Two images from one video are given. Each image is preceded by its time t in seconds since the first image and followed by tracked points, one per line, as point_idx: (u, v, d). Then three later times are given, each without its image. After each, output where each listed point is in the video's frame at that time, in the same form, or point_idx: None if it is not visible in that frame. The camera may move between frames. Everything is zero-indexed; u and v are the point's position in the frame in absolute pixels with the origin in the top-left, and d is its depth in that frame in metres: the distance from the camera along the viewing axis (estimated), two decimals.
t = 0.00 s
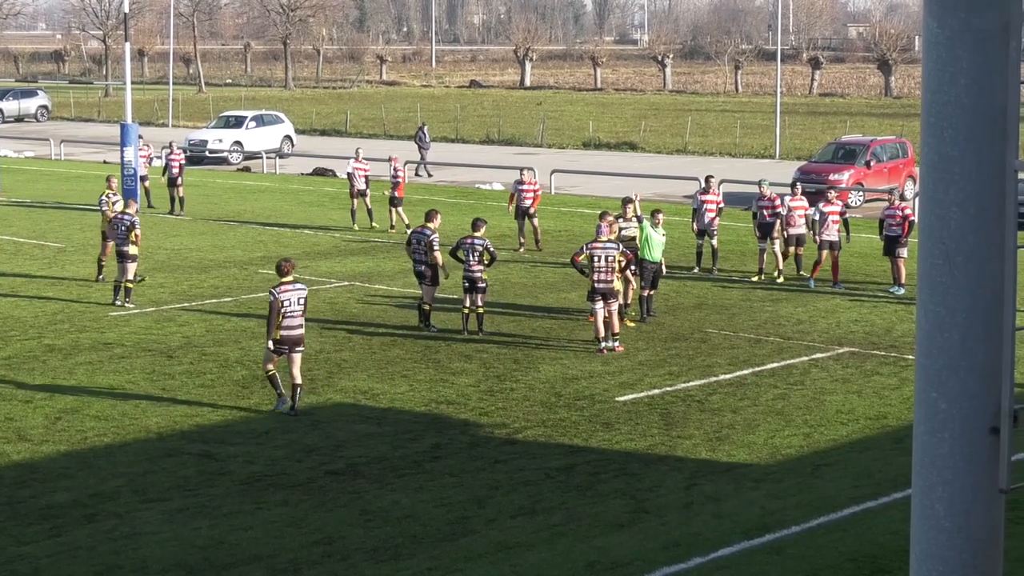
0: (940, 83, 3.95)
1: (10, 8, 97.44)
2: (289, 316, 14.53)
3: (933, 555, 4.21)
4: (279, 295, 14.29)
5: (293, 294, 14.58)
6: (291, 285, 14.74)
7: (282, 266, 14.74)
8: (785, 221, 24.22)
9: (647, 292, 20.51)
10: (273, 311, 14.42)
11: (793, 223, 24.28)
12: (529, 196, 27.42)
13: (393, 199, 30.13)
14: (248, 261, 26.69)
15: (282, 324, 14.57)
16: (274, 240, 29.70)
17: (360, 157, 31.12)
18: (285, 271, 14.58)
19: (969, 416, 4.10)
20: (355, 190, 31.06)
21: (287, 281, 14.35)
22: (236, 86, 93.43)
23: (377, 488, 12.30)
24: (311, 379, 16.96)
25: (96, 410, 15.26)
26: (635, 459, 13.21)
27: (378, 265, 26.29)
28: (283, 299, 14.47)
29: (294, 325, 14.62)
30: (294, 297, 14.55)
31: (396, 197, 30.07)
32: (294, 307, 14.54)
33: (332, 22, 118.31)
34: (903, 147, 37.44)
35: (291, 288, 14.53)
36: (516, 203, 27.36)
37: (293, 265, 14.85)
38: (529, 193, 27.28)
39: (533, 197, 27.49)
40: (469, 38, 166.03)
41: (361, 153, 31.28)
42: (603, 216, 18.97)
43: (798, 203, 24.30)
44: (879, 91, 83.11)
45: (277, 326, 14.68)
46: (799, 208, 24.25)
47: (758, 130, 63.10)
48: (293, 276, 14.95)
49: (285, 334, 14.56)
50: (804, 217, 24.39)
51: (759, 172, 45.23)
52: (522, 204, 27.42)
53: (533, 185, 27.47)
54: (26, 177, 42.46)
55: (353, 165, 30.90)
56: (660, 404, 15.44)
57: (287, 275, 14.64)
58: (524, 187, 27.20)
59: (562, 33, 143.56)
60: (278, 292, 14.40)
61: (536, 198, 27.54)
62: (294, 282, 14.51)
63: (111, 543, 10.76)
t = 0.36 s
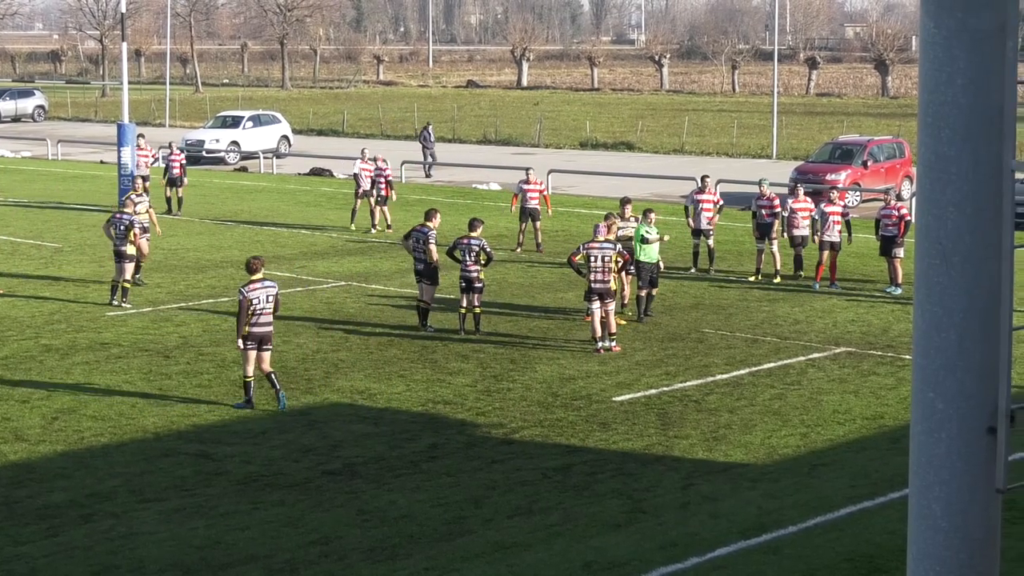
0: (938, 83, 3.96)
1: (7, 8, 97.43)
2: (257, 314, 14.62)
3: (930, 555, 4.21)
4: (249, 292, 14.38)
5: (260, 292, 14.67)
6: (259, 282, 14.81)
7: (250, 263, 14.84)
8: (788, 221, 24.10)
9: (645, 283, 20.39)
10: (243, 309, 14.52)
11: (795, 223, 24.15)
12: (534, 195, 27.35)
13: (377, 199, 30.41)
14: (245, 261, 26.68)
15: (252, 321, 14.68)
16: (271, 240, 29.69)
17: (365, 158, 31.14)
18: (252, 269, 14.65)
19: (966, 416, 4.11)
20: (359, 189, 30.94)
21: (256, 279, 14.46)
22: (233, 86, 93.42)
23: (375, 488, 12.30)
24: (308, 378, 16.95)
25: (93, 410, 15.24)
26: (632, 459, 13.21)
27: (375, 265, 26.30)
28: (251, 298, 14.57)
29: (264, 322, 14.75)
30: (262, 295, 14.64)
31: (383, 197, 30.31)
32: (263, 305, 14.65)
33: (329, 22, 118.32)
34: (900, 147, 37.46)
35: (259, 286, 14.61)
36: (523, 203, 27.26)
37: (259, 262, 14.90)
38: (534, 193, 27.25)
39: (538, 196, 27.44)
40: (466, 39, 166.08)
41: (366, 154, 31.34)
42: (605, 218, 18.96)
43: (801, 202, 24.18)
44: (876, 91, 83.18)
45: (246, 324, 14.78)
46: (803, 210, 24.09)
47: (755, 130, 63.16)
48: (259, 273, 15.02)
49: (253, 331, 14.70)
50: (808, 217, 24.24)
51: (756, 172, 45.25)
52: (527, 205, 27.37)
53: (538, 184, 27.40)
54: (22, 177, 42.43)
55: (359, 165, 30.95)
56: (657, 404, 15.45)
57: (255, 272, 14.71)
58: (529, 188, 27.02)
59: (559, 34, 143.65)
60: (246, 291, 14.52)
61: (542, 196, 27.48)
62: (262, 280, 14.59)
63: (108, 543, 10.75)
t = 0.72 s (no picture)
0: (935, 83, 3.97)
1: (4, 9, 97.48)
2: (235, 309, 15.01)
3: (928, 555, 4.21)
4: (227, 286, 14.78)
5: (237, 288, 15.11)
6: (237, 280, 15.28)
7: (230, 261, 15.31)
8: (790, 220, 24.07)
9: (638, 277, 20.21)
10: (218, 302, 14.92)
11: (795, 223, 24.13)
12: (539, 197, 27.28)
13: (361, 201, 30.68)
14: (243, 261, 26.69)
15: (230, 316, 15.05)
16: (269, 240, 29.71)
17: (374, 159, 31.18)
18: (232, 266, 15.11)
19: (964, 416, 4.11)
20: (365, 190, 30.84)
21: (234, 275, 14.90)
22: (231, 86, 93.46)
23: (373, 488, 12.30)
24: (306, 378, 16.96)
25: (91, 410, 15.25)
26: (630, 459, 13.22)
27: (373, 265, 26.31)
28: (228, 293, 15.01)
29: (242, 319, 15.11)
30: (239, 291, 15.10)
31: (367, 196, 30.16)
32: (239, 301, 15.10)
33: (327, 23, 118.42)
34: (897, 147, 37.49)
35: (236, 283, 15.09)
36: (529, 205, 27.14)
37: (240, 261, 15.38)
38: (539, 193, 27.21)
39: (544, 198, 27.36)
40: (464, 39, 166.27)
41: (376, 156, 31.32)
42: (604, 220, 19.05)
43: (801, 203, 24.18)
44: (874, 91, 83.27)
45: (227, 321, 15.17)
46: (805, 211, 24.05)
47: (754, 130, 63.22)
48: (241, 271, 15.52)
49: (234, 326, 14.96)
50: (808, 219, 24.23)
51: (754, 172, 45.28)
52: (531, 205, 27.36)
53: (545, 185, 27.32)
54: (20, 177, 42.44)
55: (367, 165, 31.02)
56: (655, 404, 15.45)
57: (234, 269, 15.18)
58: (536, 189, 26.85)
59: (557, 35, 143.76)
60: (222, 286, 14.99)
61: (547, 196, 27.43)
62: (238, 276, 15.03)
63: (106, 543, 10.75)
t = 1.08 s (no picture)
0: (934, 83, 3.97)
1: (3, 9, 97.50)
2: (219, 305, 15.31)
3: (926, 556, 4.22)
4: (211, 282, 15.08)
5: (222, 282, 15.37)
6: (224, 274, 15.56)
7: (218, 255, 15.49)
8: (790, 224, 24.12)
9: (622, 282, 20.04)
10: (203, 299, 15.26)
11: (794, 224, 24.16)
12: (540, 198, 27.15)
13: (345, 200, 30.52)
14: (241, 261, 26.71)
15: (215, 311, 15.37)
16: (268, 240, 29.70)
17: (380, 159, 30.65)
18: (217, 261, 15.31)
19: (962, 416, 4.12)
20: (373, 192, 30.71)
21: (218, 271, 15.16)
22: (229, 86, 93.47)
23: (370, 488, 12.30)
24: (304, 378, 16.96)
25: (89, 410, 15.25)
26: (629, 459, 13.22)
27: (371, 265, 26.32)
28: (212, 288, 15.28)
29: (227, 313, 15.40)
30: (223, 286, 15.33)
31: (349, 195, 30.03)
32: (224, 296, 15.31)
33: (325, 23, 118.50)
34: (895, 147, 37.52)
35: (220, 276, 15.31)
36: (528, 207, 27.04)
37: (228, 256, 15.67)
38: (540, 195, 27.06)
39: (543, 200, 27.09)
40: (462, 39, 166.27)
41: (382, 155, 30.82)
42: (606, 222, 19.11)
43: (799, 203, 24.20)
44: (872, 91, 83.38)
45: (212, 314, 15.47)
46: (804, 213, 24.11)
47: (752, 130, 63.26)
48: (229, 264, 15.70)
49: (218, 320, 15.32)
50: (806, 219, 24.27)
51: (752, 172, 45.34)
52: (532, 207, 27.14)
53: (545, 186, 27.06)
54: (18, 177, 42.45)
55: (373, 167, 30.50)
56: (653, 404, 15.46)
57: (219, 265, 15.46)
58: (534, 190, 26.83)
59: (554, 35, 143.81)
60: (207, 281, 15.22)
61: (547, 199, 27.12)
62: (222, 272, 15.23)
63: (104, 543, 10.75)
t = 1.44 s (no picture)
0: (931, 83, 3.97)
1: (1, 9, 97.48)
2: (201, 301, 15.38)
3: (924, 555, 4.22)
4: (192, 280, 15.17)
5: (202, 280, 15.46)
6: (204, 272, 15.65)
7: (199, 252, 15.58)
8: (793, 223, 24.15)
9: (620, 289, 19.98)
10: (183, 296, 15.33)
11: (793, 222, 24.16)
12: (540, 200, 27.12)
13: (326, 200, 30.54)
14: (239, 261, 26.72)
15: (195, 308, 15.44)
16: (266, 240, 29.72)
17: (387, 159, 30.72)
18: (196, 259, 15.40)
19: (960, 416, 4.12)
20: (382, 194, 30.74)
21: (199, 269, 15.25)
22: (227, 86, 93.48)
23: (369, 488, 12.31)
24: (302, 378, 16.97)
25: (87, 410, 15.26)
26: (627, 459, 13.22)
27: (369, 265, 26.33)
28: (192, 286, 15.38)
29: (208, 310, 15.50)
30: (203, 283, 15.40)
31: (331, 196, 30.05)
32: (204, 293, 15.40)
33: (323, 23, 118.50)
34: (894, 147, 37.53)
35: (200, 275, 15.38)
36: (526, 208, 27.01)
37: (210, 252, 15.72)
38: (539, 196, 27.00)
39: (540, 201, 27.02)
40: (460, 39, 166.30)
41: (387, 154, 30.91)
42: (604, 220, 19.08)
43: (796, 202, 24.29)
44: (870, 91, 83.38)
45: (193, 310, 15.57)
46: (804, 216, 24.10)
47: (750, 130, 63.28)
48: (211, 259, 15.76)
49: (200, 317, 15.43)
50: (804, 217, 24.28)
51: (750, 172, 45.35)
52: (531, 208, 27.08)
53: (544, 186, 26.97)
54: (17, 177, 42.46)
55: (380, 167, 30.54)
56: (652, 404, 15.46)
57: (200, 263, 15.55)
58: (533, 190, 26.75)
59: (552, 34, 143.83)
60: (186, 279, 15.32)
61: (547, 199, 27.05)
62: (201, 270, 15.34)
63: (102, 543, 10.75)
